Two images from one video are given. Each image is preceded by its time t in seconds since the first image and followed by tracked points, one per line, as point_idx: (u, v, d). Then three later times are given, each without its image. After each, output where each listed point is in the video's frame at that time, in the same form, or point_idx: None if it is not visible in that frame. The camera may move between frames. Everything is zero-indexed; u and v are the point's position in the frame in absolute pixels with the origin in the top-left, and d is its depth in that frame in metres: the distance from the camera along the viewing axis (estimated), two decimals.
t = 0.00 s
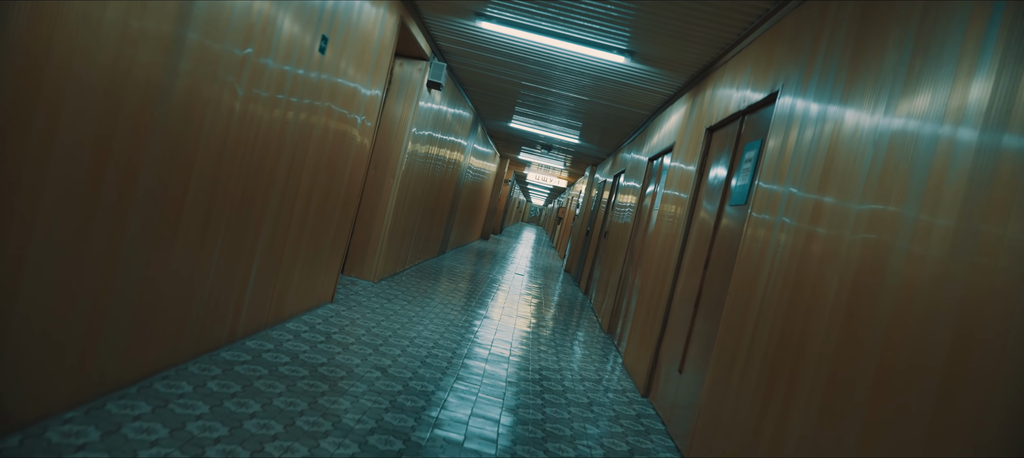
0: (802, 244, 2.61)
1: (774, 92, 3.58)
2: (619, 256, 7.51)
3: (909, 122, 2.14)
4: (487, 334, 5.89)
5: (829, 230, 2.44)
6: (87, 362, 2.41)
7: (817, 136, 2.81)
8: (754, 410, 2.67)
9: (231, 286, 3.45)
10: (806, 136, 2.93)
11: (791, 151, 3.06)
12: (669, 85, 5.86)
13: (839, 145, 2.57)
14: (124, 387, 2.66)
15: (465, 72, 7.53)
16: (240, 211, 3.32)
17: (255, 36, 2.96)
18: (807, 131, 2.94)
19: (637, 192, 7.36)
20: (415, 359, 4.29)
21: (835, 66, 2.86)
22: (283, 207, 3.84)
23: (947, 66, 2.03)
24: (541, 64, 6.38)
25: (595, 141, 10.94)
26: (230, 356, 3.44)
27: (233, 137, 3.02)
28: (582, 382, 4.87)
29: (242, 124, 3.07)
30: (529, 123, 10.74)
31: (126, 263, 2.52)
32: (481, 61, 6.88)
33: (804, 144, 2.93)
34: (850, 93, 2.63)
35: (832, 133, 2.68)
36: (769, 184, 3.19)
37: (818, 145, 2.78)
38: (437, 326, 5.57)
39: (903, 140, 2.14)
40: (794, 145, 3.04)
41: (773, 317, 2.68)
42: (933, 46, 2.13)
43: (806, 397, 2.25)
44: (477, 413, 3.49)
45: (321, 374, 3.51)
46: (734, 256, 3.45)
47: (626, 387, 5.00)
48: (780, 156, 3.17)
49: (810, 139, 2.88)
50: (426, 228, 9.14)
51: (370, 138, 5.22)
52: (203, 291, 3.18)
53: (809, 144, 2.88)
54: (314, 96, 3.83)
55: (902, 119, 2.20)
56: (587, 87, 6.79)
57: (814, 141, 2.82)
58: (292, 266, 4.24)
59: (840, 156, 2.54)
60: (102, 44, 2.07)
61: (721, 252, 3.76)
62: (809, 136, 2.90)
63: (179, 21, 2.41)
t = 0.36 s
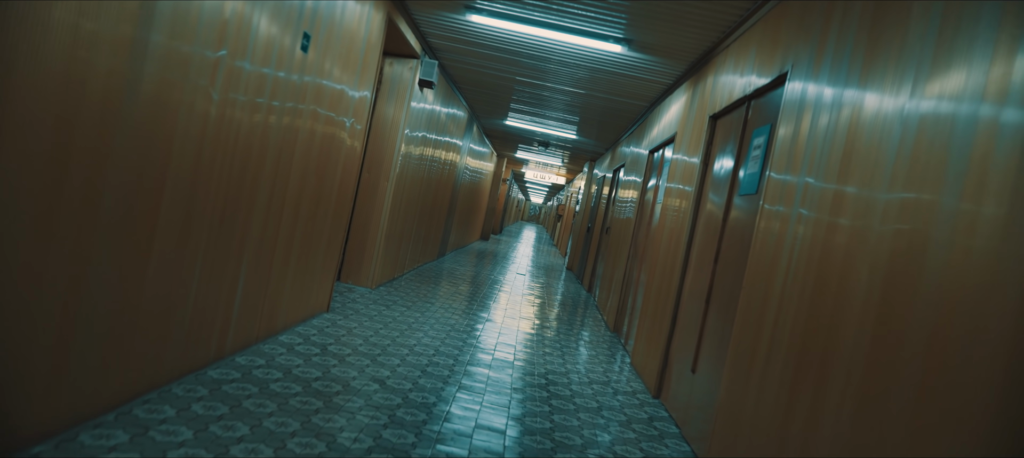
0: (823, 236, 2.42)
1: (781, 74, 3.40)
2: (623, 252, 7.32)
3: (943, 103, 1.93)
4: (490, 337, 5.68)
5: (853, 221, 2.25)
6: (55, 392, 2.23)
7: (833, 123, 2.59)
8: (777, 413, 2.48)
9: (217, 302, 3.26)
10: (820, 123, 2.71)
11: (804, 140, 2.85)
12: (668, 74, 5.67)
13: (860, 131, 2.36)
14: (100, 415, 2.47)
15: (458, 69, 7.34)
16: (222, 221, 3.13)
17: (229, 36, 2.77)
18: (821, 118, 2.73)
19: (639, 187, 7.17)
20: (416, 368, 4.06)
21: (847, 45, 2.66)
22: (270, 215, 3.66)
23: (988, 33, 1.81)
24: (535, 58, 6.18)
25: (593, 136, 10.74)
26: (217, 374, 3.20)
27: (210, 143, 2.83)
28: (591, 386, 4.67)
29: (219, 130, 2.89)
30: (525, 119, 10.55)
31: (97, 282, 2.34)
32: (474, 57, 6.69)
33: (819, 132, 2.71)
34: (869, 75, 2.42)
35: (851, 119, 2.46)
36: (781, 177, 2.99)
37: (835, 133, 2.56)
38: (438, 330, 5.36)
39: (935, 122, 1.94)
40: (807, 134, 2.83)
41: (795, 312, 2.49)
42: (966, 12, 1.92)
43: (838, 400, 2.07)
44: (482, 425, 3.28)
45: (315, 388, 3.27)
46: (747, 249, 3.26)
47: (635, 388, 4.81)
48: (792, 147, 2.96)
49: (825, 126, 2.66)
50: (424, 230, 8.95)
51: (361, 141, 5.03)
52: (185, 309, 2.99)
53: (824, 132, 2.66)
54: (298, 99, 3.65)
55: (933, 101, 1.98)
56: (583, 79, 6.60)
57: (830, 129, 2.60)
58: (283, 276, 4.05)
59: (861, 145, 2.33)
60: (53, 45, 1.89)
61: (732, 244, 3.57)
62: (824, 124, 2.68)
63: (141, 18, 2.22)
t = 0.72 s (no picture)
0: (850, 227, 2.23)
1: (790, 56, 3.21)
2: (626, 248, 7.13)
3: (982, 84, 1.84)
4: (494, 342, 5.47)
5: (884, 212, 2.07)
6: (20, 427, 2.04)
7: (853, 109, 2.37)
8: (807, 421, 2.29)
9: (204, 320, 3.08)
10: (838, 110, 2.49)
11: (821, 129, 2.64)
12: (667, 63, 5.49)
13: (886, 115, 2.15)
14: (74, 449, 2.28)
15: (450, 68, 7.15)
16: (206, 233, 2.94)
17: (201, 37, 2.59)
18: (838, 104, 2.51)
19: (640, 181, 6.98)
20: (415, 380, 3.87)
21: (862, 20, 2.46)
22: (257, 226, 3.47)
23: None
24: (529, 52, 6.00)
25: (591, 131, 10.55)
26: (204, 396, 3.01)
27: (186, 152, 2.64)
28: (600, 391, 4.47)
29: (195, 138, 2.70)
30: (521, 117, 10.35)
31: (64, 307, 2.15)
32: (465, 54, 6.49)
33: (837, 120, 2.49)
34: (892, 54, 2.20)
35: (876, 105, 2.21)
36: (797, 166, 2.78)
37: (856, 119, 2.35)
38: (438, 338, 5.15)
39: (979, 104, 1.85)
40: (824, 122, 2.61)
41: (822, 310, 2.30)
42: None
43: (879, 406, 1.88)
44: (488, 440, 3.09)
45: (309, 407, 3.09)
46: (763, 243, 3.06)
47: (645, 391, 4.62)
48: (807, 137, 2.75)
49: (844, 114, 2.44)
50: (422, 234, 8.75)
51: (351, 145, 4.84)
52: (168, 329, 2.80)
53: (843, 120, 2.44)
54: (281, 103, 3.46)
55: (972, 79, 1.85)
56: (579, 72, 6.41)
57: (850, 116, 2.38)
58: (275, 289, 3.86)
59: (889, 131, 2.12)
60: None
61: (745, 237, 3.39)
62: (842, 110, 2.46)
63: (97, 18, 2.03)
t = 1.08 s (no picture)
0: (881, 216, 2.04)
1: (799, 35, 3.02)
2: (630, 245, 6.95)
3: None
4: (498, 348, 5.27)
5: (920, 202, 1.92)
6: None
7: (877, 93, 2.17)
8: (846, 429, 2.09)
9: (188, 339, 2.90)
10: (858, 94, 2.28)
11: (839, 119, 2.42)
12: (666, 51, 5.30)
13: (919, 99, 1.97)
14: None
15: (442, 66, 6.97)
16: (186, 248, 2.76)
17: (168, 41, 2.41)
18: (858, 88, 2.30)
19: (642, 176, 6.79)
20: (416, 392, 3.67)
21: None
22: (243, 237, 3.29)
23: None
24: (522, 46, 5.81)
25: (589, 127, 10.36)
26: (190, 421, 2.83)
27: (158, 161, 2.46)
28: (610, 395, 4.28)
29: (167, 145, 2.51)
30: (517, 115, 10.16)
31: (20, 333, 1.96)
32: (457, 51, 6.30)
33: (858, 105, 2.28)
34: (921, 32, 2.00)
35: (906, 87, 2.02)
36: (815, 156, 2.58)
37: (881, 103, 2.14)
38: (439, 347, 4.95)
39: None
40: (842, 110, 2.40)
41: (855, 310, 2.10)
42: None
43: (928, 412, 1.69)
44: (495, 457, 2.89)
45: (302, 428, 2.90)
46: (779, 235, 2.88)
47: (657, 393, 4.43)
48: (824, 127, 2.54)
49: (866, 98, 2.24)
50: (420, 238, 8.57)
51: (342, 150, 4.66)
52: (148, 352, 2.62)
53: (865, 104, 2.24)
54: (262, 108, 3.28)
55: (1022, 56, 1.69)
56: (575, 65, 6.22)
57: (874, 99, 2.18)
58: (266, 303, 3.68)
59: (922, 115, 1.95)
60: None
61: (759, 229, 3.20)
62: (864, 94, 2.25)
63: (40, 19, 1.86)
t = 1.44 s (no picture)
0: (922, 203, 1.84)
1: (809, 12, 2.82)
2: (634, 241, 6.75)
3: None
4: (502, 354, 5.07)
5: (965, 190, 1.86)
6: None
7: (907, 75, 1.98)
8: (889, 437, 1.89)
9: (171, 362, 2.71)
10: (881, 77, 2.09)
11: (860, 107, 2.20)
12: (665, 39, 5.10)
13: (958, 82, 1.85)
14: None
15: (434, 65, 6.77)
16: (163, 263, 2.57)
17: (128, 46, 2.21)
18: (880, 71, 2.10)
19: (643, 171, 6.59)
20: (417, 407, 3.47)
21: None
22: (226, 250, 3.09)
23: None
24: (516, 40, 5.61)
25: (586, 122, 10.16)
26: (174, 450, 2.63)
27: (125, 173, 2.27)
28: (622, 401, 4.08)
29: (136, 153, 2.32)
30: (513, 113, 9.96)
31: None
32: (448, 49, 6.11)
33: (883, 89, 2.08)
34: None
35: (940, 66, 1.90)
36: (833, 147, 2.36)
37: (913, 87, 1.97)
38: (441, 356, 4.75)
39: None
40: (863, 96, 2.18)
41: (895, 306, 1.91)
42: None
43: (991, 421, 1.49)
44: None
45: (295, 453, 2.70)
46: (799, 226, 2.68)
47: (670, 396, 4.22)
48: (844, 118, 2.31)
49: (892, 81, 2.04)
50: (419, 243, 8.38)
51: (331, 155, 4.46)
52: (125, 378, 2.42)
53: (892, 89, 2.04)
54: (241, 114, 3.08)
55: None
56: (571, 58, 6.02)
57: (903, 83, 2.00)
58: (256, 319, 3.49)
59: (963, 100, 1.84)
60: None
61: (774, 220, 3.00)
62: (890, 77, 2.05)
63: None
